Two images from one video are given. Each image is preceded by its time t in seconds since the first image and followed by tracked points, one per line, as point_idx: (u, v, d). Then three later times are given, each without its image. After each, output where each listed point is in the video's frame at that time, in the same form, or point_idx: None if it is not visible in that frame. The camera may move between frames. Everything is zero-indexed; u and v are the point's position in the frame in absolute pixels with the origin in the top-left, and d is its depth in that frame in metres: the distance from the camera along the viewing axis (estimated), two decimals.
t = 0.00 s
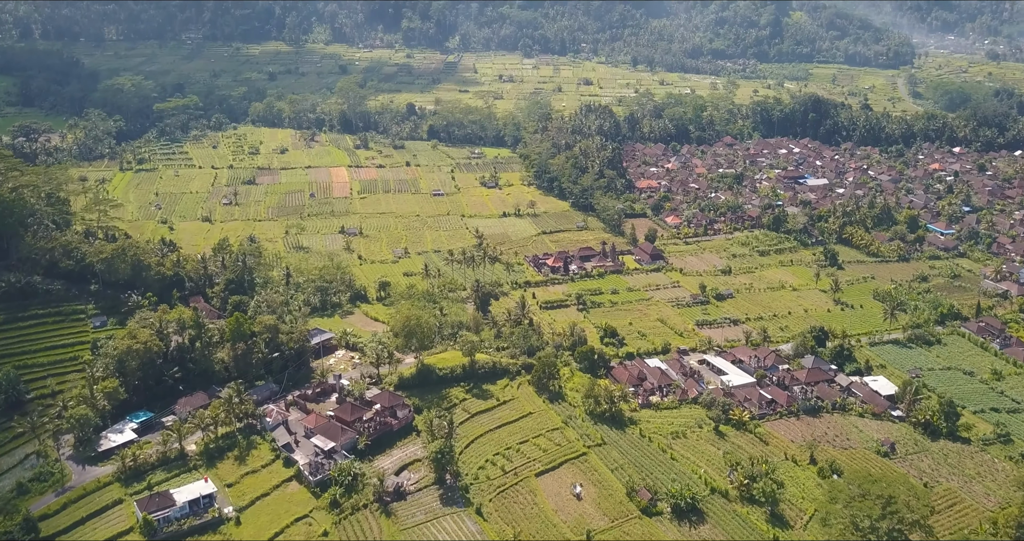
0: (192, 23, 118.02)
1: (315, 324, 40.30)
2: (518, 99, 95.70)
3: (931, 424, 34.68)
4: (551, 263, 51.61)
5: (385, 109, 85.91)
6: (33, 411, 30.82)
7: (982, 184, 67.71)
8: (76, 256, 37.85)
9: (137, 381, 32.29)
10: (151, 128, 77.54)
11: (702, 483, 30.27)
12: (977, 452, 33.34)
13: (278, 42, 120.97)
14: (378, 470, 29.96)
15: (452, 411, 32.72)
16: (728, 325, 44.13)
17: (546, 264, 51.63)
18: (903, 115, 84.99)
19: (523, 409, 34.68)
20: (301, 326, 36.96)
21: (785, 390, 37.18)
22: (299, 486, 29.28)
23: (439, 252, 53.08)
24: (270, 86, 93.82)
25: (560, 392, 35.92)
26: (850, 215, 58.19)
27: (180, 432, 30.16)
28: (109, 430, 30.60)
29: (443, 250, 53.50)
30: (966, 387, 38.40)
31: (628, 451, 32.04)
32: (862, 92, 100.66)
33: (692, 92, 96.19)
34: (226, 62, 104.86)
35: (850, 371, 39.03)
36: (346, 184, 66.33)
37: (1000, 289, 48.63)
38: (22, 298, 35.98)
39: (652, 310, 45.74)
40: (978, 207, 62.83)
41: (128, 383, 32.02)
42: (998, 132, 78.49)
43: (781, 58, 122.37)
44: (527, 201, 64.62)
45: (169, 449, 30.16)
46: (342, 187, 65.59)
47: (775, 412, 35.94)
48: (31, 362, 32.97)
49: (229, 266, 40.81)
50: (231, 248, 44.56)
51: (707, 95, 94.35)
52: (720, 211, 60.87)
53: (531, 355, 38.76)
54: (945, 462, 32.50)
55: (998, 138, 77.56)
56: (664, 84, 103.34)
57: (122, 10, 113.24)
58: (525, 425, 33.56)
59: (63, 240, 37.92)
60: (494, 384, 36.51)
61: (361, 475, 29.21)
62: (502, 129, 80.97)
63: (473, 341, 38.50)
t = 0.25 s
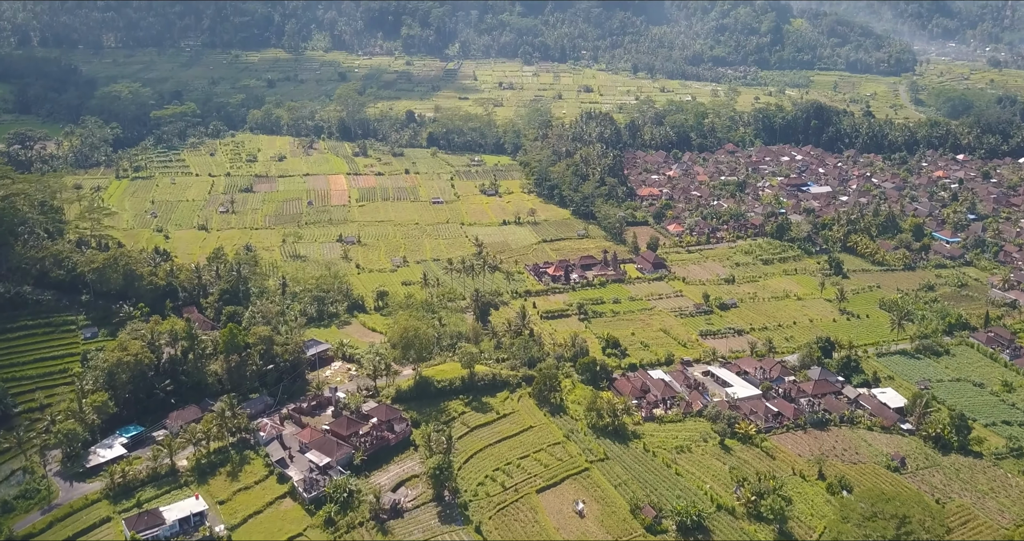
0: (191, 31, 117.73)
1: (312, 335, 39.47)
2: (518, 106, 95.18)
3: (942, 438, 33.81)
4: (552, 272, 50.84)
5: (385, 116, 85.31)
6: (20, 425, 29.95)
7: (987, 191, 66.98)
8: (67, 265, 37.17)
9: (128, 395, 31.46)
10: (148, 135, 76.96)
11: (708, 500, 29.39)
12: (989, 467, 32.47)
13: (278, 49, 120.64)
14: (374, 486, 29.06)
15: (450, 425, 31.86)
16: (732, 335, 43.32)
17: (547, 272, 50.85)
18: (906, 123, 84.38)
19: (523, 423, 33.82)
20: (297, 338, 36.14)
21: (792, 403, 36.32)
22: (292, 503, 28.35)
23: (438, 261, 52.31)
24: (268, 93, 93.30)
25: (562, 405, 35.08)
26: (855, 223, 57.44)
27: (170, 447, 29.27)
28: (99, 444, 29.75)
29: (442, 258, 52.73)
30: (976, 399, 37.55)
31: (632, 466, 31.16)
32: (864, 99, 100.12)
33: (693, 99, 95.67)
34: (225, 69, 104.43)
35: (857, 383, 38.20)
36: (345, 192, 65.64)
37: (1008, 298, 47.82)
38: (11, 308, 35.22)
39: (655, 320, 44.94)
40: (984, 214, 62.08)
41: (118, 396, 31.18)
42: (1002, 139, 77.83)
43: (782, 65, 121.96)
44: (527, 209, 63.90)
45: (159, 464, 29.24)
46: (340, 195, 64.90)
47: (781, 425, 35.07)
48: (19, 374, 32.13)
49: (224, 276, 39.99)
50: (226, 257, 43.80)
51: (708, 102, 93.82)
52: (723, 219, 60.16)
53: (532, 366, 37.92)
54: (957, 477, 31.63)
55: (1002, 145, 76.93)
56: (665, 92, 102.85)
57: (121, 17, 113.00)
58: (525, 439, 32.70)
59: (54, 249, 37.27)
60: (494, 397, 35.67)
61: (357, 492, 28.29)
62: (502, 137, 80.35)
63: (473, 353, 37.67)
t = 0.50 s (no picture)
0: (190, 39, 117.32)
1: (307, 348, 38.51)
2: (518, 114, 94.52)
3: (956, 455, 32.78)
4: (553, 282, 49.91)
5: (384, 124, 84.60)
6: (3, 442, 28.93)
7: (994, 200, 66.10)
8: (55, 277, 36.45)
9: (115, 411, 30.45)
10: (145, 143, 76.23)
11: (716, 520, 28.33)
12: (1005, 485, 31.43)
13: (276, 58, 120.25)
14: (369, 506, 28.00)
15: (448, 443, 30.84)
16: (737, 348, 42.34)
17: (547, 283, 49.92)
18: (909, 131, 83.66)
19: (523, 439, 32.82)
20: (291, 352, 35.17)
21: (800, 418, 35.32)
22: (284, 524, 27.25)
23: (437, 271, 51.40)
24: (266, 101, 92.68)
25: (563, 421, 34.07)
26: (861, 232, 56.55)
27: (158, 466, 28.24)
28: (84, 463, 28.72)
29: (441, 269, 51.81)
30: (989, 414, 36.52)
31: (636, 485, 30.13)
32: (867, 108, 99.45)
33: (694, 107, 95.02)
34: (223, 78, 103.87)
35: (867, 397, 37.19)
36: (343, 201, 64.83)
37: (1018, 309, 46.85)
38: None
39: (658, 332, 43.98)
40: (991, 223, 61.19)
41: (105, 413, 30.17)
42: (1007, 147, 77.05)
43: (784, 73, 121.45)
44: (528, 218, 63.04)
45: (147, 483, 28.20)
46: (338, 204, 64.08)
47: (789, 441, 34.05)
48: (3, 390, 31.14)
49: (217, 287, 39.04)
50: (220, 268, 42.88)
51: (709, 110, 93.20)
52: (726, 229, 59.29)
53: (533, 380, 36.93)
54: (972, 496, 30.59)
55: (1007, 153, 76.14)
56: (665, 100, 102.25)
57: (119, 26, 112.63)
58: (526, 457, 31.68)
59: (42, 260, 36.52)
60: (493, 412, 34.66)
61: (351, 513, 27.21)
62: (502, 145, 79.58)
63: (472, 366, 36.68)
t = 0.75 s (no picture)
0: (189, 47, 116.95)
1: (302, 360, 37.68)
2: (518, 122, 93.98)
3: (968, 470, 31.90)
4: (554, 291, 49.12)
5: (383, 131, 84.01)
6: None
7: (999, 208, 65.37)
8: (45, 287, 35.54)
9: (104, 425, 29.61)
10: (141, 150, 75.59)
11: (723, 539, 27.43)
12: (1019, 501, 30.53)
13: (276, 65, 119.91)
14: (364, 524, 27.13)
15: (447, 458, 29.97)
16: (741, 359, 41.52)
17: (548, 292, 49.11)
18: (912, 138, 83.03)
19: (524, 453, 31.96)
20: (286, 364, 34.31)
21: (808, 431, 34.45)
22: None
23: (436, 280, 50.64)
24: (265, 109, 92.19)
25: (565, 435, 33.22)
26: (866, 241, 55.83)
27: (147, 482, 27.35)
28: (72, 479, 27.90)
29: (440, 277, 51.04)
30: (1001, 426, 35.67)
31: (640, 501, 29.26)
32: (869, 115, 98.91)
33: (695, 114, 94.40)
34: (222, 85, 103.41)
35: (875, 410, 36.36)
36: (341, 209, 64.15)
37: None
38: None
39: (661, 342, 43.17)
40: (997, 231, 60.46)
41: (94, 427, 29.32)
42: (1012, 154, 76.36)
43: (785, 80, 121.06)
44: (528, 226, 62.31)
45: (136, 500, 27.36)
46: (336, 212, 63.39)
47: (797, 455, 33.17)
48: None
49: (211, 297, 38.27)
50: (214, 278, 42.12)
51: (710, 118, 92.68)
52: (729, 237, 58.57)
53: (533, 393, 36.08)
54: (986, 513, 29.70)
55: (1012, 161, 75.47)
56: (666, 107, 101.72)
57: (118, 33, 112.34)
58: (526, 473, 30.83)
59: (32, 270, 35.65)
60: (493, 426, 33.84)
61: (346, 530, 26.32)
62: (502, 152, 78.95)
63: (471, 378, 35.84)
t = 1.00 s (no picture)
0: (187, 54, 116.52)
1: (298, 373, 36.79)
2: (518, 130, 93.38)
3: (982, 487, 30.97)
4: (555, 301, 48.29)
5: (382, 139, 83.37)
6: None
7: (1005, 216, 64.62)
8: (33, 298, 34.69)
9: (91, 441, 28.69)
10: (138, 158, 74.92)
11: None
12: None
13: (275, 73, 119.51)
14: None
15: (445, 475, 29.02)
16: (747, 371, 40.63)
17: (549, 302, 48.29)
18: (916, 146, 82.36)
19: (525, 470, 31.02)
20: (280, 378, 33.43)
21: (816, 446, 33.51)
22: None
23: (435, 289, 49.82)
24: (264, 117, 91.64)
25: (567, 450, 32.29)
26: (871, 249, 55.04)
27: (134, 501, 26.40)
28: (56, 497, 26.99)
29: (439, 287, 50.22)
30: (1014, 441, 34.76)
31: (645, 520, 28.31)
32: (871, 122, 98.34)
33: (697, 122, 93.85)
34: (221, 93, 102.88)
35: (885, 424, 35.45)
36: (339, 217, 63.41)
37: None
38: None
39: (664, 353, 42.30)
40: (1003, 240, 59.66)
41: (80, 443, 28.40)
42: (1016, 162, 75.68)
43: (786, 88, 120.63)
44: (528, 235, 61.55)
45: (122, 520, 26.32)
46: (334, 220, 62.64)
47: (806, 471, 32.22)
48: None
49: (204, 308, 37.39)
50: (208, 288, 41.26)
51: (712, 125, 92.09)
52: (732, 246, 57.79)
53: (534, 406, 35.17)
54: (1002, 531, 28.75)
55: (1016, 168, 74.75)
56: (667, 115, 101.22)
57: (117, 41, 111.99)
58: (527, 490, 29.90)
59: (20, 281, 34.81)
60: (493, 440, 32.91)
61: None
62: (502, 160, 78.28)
63: (470, 392, 34.94)
